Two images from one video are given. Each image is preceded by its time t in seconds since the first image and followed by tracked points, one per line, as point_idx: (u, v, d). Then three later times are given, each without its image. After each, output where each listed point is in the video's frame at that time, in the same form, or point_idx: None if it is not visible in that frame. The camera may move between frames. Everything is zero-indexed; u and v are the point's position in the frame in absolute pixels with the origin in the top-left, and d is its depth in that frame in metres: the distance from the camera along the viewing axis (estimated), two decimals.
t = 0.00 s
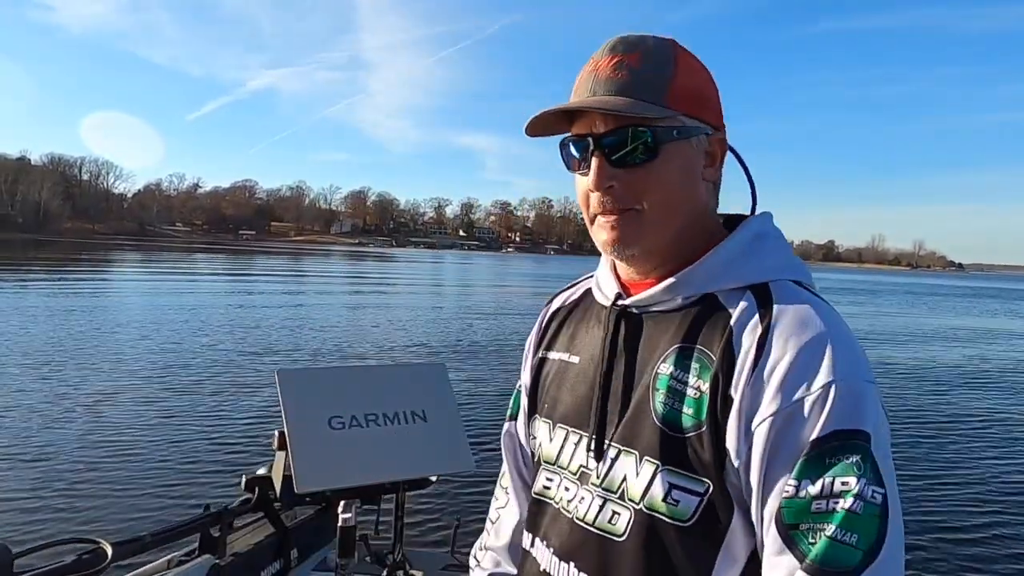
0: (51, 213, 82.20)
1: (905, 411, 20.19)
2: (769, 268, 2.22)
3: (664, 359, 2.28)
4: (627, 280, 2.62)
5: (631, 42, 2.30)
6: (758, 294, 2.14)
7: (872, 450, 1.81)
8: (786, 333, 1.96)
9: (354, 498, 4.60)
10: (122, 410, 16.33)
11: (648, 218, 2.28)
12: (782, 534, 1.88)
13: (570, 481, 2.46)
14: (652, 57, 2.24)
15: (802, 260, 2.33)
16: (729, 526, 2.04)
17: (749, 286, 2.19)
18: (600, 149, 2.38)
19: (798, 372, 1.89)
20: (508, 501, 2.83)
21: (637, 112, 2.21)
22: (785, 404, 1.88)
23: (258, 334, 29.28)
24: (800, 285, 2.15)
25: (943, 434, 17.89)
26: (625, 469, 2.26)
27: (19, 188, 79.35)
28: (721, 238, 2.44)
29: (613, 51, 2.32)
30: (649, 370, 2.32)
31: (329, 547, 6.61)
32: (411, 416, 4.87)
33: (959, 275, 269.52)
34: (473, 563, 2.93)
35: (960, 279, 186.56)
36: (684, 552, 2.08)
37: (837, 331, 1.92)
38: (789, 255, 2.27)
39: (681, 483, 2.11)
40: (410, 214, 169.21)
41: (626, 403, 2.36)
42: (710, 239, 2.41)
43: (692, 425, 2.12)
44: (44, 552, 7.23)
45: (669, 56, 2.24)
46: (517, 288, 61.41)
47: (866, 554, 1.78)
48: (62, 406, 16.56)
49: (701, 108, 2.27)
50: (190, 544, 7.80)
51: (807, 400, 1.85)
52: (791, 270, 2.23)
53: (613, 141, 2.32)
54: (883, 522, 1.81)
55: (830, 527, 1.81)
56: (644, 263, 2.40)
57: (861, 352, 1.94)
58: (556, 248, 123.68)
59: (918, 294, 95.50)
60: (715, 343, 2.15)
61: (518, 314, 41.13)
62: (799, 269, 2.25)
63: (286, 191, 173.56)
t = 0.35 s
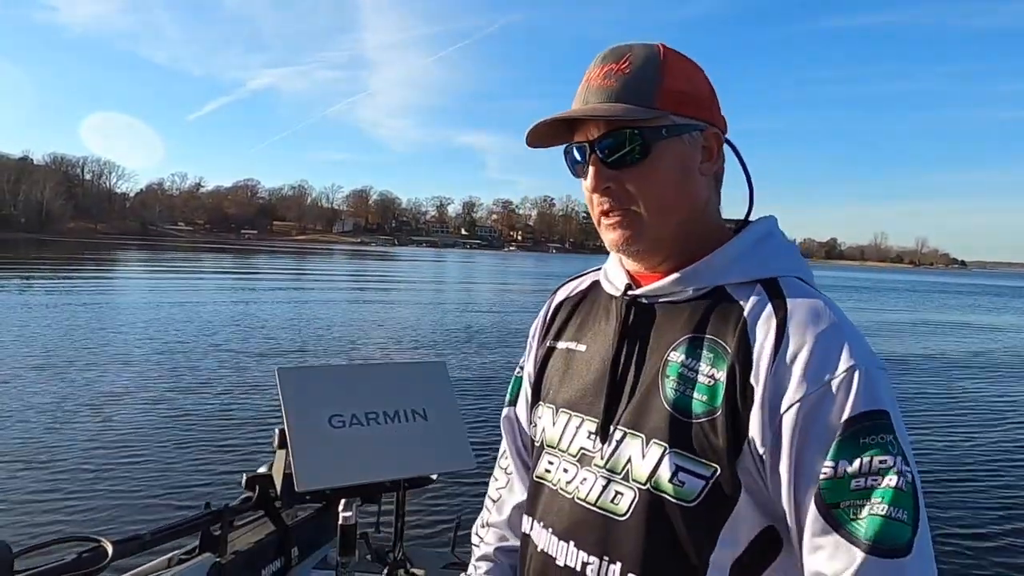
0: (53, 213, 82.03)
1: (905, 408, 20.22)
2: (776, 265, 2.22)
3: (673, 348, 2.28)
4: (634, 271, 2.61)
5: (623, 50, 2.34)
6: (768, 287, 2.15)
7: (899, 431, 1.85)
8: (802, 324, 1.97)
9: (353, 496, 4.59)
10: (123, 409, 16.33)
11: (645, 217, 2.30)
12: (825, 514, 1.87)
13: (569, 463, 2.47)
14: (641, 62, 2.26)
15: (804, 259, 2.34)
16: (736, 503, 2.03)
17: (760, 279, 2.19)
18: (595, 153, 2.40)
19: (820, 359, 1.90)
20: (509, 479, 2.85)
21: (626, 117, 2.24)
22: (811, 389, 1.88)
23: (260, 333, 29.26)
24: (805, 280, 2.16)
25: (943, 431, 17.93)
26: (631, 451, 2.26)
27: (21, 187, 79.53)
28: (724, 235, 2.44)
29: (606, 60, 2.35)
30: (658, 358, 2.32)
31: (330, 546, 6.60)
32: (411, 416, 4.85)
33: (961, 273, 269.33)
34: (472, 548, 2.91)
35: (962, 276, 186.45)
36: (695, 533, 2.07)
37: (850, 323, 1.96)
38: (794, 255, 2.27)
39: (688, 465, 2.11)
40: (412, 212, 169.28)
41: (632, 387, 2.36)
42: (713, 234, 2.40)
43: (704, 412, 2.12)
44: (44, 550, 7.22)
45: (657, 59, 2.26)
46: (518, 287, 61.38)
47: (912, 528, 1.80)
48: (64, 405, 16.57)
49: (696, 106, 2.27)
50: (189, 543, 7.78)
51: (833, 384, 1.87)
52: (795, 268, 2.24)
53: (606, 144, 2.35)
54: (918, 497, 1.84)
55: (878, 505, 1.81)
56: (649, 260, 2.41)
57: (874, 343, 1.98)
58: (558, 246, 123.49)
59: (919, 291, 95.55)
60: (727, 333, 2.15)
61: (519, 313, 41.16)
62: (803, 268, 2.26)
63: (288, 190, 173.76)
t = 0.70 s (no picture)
0: (53, 216, 81.94)
1: (901, 416, 20.31)
2: (760, 269, 2.24)
3: (660, 354, 2.31)
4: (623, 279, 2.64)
5: (573, 76, 2.37)
6: (754, 291, 2.17)
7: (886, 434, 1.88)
8: (787, 327, 1.99)
9: (352, 500, 4.60)
10: (121, 412, 16.35)
11: (612, 236, 2.36)
12: (821, 519, 1.89)
13: (562, 468, 2.50)
14: (588, 89, 2.30)
15: (790, 262, 2.36)
16: (724, 502, 2.05)
17: (744, 284, 2.21)
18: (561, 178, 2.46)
19: (806, 363, 1.92)
20: (512, 488, 2.87)
21: (579, 145, 2.28)
22: (800, 393, 1.90)
23: (259, 337, 29.27)
24: (790, 284, 2.18)
25: (938, 439, 18.02)
26: (621, 456, 2.28)
27: (21, 190, 79.70)
28: (708, 239, 2.45)
29: (559, 88, 2.40)
30: (646, 364, 2.35)
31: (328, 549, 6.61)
32: (411, 419, 4.88)
33: (959, 282, 269.67)
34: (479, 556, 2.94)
35: (960, 285, 186.84)
36: (685, 535, 2.09)
37: (834, 325, 1.99)
38: (777, 257, 2.29)
39: (676, 468, 2.13)
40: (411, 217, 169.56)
41: (622, 393, 2.39)
42: (691, 239, 2.41)
43: (690, 415, 2.14)
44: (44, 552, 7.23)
45: (604, 79, 2.29)
46: (517, 293, 61.36)
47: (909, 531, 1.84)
48: (62, 408, 16.59)
49: (650, 118, 2.29)
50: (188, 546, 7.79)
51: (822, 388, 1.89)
52: (777, 270, 2.25)
53: (568, 168, 2.39)
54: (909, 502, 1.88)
55: (880, 511, 1.83)
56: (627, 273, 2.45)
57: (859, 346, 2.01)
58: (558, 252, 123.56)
59: (917, 300, 95.85)
60: (712, 338, 2.18)
61: (517, 319, 41.25)
62: (787, 270, 2.27)
63: (287, 194, 174.00)
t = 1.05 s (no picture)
0: (58, 213, 81.90)
1: (905, 410, 20.27)
2: (755, 260, 2.19)
3: (656, 348, 2.26)
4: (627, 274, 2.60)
5: (581, 66, 2.32)
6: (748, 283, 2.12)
7: (862, 430, 1.80)
8: (775, 320, 1.95)
9: (353, 496, 4.55)
10: (126, 408, 16.37)
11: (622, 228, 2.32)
12: (779, 513, 1.86)
13: (563, 466, 2.47)
14: (596, 79, 2.26)
15: (791, 253, 2.30)
16: (715, 500, 2.02)
17: (739, 276, 2.17)
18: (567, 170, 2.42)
19: (787, 357, 1.88)
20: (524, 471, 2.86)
21: (587, 136, 2.24)
22: (777, 387, 1.87)
23: (263, 333, 29.26)
24: (786, 275, 2.13)
25: (943, 433, 17.97)
26: (618, 453, 2.25)
27: (26, 186, 79.95)
28: (707, 231, 2.40)
29: (566, 79, 2.35)
30: (644, 358, 2.30)
31: (330, 546, 6.57)
32: (412, 415, 4.84)
33: (964, 275, 268.84)
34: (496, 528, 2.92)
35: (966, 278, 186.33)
36: (673, 528, 2.07)
37: (824, 316, 1.92)
38: (775, 248, 2.24)
39: (667, 463, 2.10)
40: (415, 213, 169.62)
41: (619, 389, 2.35)
42: (694, 233, 2.38)
43: (682, 409, 2.11)
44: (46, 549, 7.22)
45: (612, 69, 2.24)
46: (522, 288, 61.32)
47: (864, 529, 1.77)
48: (67, 405, 16.61)
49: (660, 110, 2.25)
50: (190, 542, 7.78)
51: (799, 382, 1.85)
52: (777, 261, 2.20)
53: (574, 161, 2.35)
54: (879, 499, 1.79)
55: (826, 506, 1.79)
56: (631, 265, 2.41)
57: (849, 340, 1.93)
58: (562, 246, 123.30)
59: (922, 293, 95.70)
60: (705, 330, 2.13)
61: (521, 314, 41.22)
62: (786, 261, 2.22)
63: (291, 190, 174.17)
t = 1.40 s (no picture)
0: (57, 216, 81.95)
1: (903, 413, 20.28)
2: (770, 265, 2.20)
3: (668, 356, 2.26)
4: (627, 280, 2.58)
5: (636, 50, 2.24)
6: (762, 291, 2.13)
7: (889, 433, 1.81)
8: (796, 328, 1.96)
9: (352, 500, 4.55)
10: (124, 411, 16.37)
11: (667, 222, 2.27)
12: (814, 517, 1.84)
13: (569, 472, 2.46)
14: (666, 67, 2.20)
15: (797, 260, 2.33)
16: (733, 507, 2.01)
17: (753, 281, 2.17)
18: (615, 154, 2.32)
19: (814, 364, 1.89)
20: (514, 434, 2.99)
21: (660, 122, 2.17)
22: (805, 393, 1.87)
23: (261, 336, 29.29)
24: (799, 281, 2.14)
25: (940, 436, 17.98)
26: (630, 460, 2.24)
27: (26, 189, 80.08)
28: (717, 239, 2.41)
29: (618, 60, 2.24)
30: (654, 365, 2.30)
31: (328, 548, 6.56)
32: (411, 417, 4.84)
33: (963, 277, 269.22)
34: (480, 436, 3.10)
35: (965, 279, 186.46)
36: (690, 537, 2.05)
37: (846, 324, 1.94)
38: (787, 255, 2.24)
39: (684, 471, 2.10)
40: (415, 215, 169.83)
41: (628, 395, 2.35)
42: (708, 237, 2.38)
43: (701, 418, 2.10)
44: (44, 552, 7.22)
45: (673, 61, 2.21)
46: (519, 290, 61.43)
47: (901, 529, 1.75)
48: (65, 408, 16.61)
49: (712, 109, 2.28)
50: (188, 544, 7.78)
51: (828, 386, 1.85)
52: (791, 267, 2.22)
53: (629, 147, 2.29)
54: (909, 499, 1.79)
55: (868, 508, 1.77)
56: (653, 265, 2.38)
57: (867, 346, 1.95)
58: (560, 248, 123.53)
59: (922, 294, 95.79)
60: (722, 339, 2.14)
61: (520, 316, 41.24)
62: (799, 268, 2.25)
63: (291, 192, 174.25)
